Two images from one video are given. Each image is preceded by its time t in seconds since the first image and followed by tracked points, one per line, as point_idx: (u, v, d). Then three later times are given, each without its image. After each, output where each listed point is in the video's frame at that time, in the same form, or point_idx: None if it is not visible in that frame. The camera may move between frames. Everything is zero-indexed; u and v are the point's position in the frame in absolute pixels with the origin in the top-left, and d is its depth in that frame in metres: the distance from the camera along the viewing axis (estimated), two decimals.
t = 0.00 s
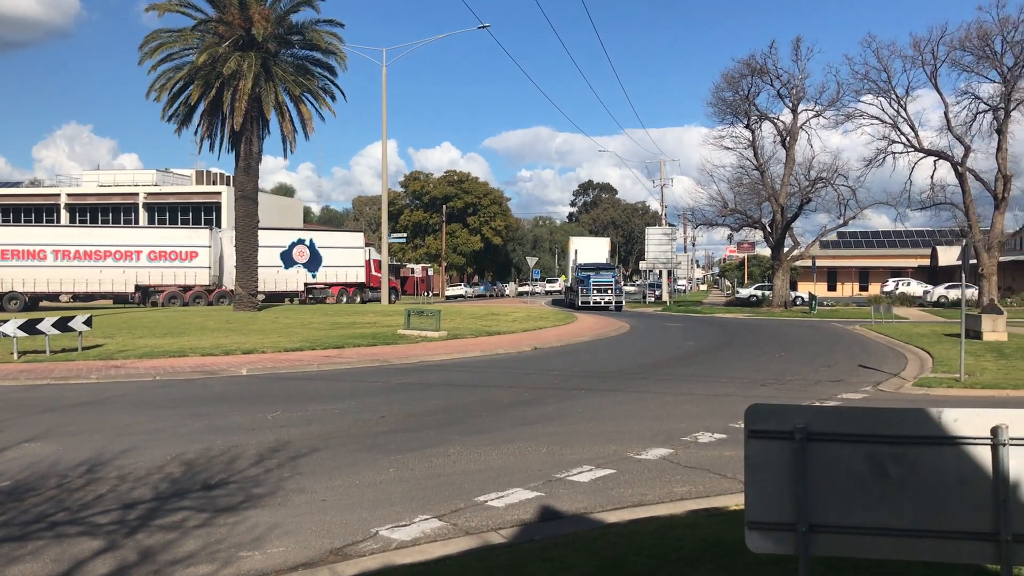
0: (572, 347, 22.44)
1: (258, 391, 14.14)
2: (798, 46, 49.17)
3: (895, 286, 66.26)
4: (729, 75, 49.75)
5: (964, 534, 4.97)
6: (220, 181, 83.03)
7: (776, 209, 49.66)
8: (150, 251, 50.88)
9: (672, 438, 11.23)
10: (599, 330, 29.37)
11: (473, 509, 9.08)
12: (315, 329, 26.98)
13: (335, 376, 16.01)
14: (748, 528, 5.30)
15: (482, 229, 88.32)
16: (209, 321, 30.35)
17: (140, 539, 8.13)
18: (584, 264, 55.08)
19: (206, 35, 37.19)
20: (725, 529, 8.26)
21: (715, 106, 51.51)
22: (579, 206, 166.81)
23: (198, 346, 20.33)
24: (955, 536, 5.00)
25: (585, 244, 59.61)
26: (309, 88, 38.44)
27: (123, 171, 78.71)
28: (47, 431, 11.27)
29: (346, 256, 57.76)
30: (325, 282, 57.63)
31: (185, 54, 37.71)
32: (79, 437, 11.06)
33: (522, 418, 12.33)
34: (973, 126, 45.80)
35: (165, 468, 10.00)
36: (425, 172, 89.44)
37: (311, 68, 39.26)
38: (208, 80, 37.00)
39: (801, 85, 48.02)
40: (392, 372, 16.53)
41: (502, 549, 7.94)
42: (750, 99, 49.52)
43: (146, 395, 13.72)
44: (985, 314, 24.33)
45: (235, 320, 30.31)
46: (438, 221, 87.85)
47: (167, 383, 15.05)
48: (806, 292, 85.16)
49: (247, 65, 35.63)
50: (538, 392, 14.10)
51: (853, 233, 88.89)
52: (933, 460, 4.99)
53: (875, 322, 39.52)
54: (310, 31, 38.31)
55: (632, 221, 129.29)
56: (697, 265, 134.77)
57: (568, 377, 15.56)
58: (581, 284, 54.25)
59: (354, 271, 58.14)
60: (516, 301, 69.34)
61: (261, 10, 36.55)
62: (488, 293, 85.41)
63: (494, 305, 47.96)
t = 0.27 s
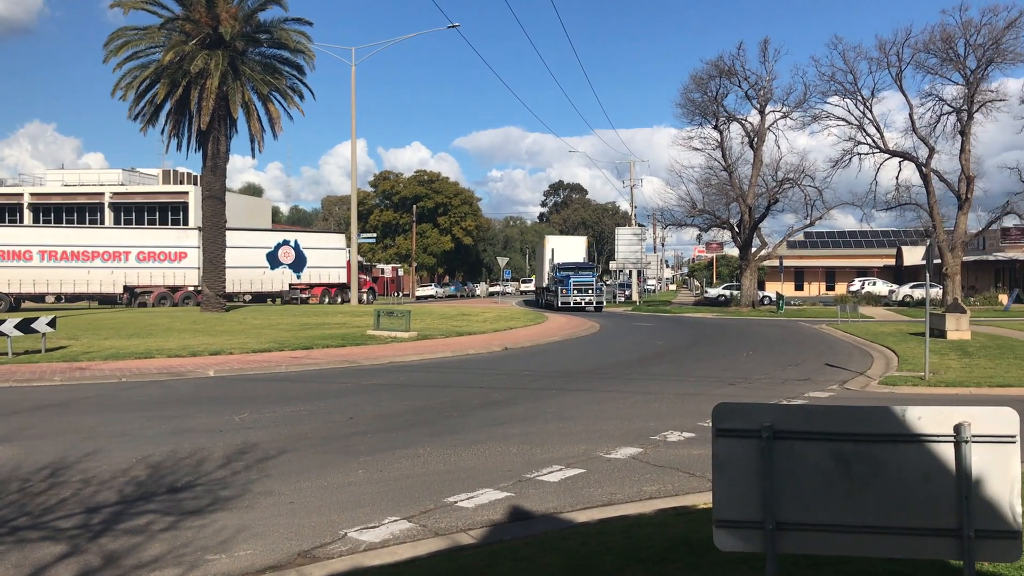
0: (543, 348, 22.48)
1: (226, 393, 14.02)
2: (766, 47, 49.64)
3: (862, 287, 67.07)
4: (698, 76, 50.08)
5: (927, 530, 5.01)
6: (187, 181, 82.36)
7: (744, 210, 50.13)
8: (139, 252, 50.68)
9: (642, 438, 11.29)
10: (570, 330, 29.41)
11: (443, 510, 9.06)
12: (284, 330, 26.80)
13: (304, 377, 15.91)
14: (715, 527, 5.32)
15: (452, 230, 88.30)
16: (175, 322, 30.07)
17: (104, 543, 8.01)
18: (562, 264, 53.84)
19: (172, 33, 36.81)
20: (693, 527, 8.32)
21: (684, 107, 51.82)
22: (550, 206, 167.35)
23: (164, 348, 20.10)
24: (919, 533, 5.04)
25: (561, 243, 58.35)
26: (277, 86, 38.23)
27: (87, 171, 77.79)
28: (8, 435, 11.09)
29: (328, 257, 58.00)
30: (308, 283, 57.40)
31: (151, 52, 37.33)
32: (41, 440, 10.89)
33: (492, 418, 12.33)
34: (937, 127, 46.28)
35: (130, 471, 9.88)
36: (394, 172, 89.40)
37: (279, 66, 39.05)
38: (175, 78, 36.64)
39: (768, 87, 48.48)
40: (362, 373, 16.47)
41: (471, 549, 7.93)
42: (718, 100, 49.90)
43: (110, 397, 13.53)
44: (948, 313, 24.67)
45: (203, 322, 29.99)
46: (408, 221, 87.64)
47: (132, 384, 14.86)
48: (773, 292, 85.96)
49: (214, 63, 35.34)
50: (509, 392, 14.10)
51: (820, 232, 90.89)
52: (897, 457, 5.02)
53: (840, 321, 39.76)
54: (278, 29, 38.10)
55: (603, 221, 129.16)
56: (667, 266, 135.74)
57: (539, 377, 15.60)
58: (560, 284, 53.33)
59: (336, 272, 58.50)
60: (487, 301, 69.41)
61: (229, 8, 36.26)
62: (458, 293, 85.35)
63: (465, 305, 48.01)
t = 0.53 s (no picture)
0: (517, 347, 22.53)
1: (199, 394, 13.93)
2: (739, 48, 50.02)
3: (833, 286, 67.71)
4: (671, 76, 50.31)
5: (898, 527, 4.97)
6: (159, 180, 81.67)
7: (717, 209, 50.43)
8: (132, 252, 50.14)
9: (616, 437, 11.35)
10: (545, 330, 29.47)
11: (417, 510, 9.05)
12: (257, 330, 26.65)
13: (278, 377, 15.84)
14: (687, 524, 5.23)
15: (427, 229, 88.22)
16: (148, 322, 29.76)
17: (74, 546, 7.92)
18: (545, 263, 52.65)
19: (144, 30, 36.43)
20: (666, 525, 8.37)
21: (658, 107, 52.04)
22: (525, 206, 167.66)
23: (135, 348, 19.93)
24: (890, 529, 4.99)
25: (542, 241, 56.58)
26: (250, 85, 38.07)
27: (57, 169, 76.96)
28: None
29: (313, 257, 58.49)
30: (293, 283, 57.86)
31: (122, 49, 36.99)
32: (9, 443, 10.75)
33: (467, 418, 12.34)
34: (907, 128, 46.26)
35: (101, 473, 9.80)
36: (368, 172, 89.21)
37: (252, 65, 38.88)
38: (146, 76, 36.29)
39: (741, 87, 48.80)
40: (337, 373, 16.43)
41: (445, 549, 7.92)
42: (692, 101, 50.16)
43: (81, 399, 13.39)
44: (918, 312, 24.97)
45: (175, 322, 29.71)
46: (383, 221, 87.40)
47: (104, 385, 14.73)
48: (746, 291, 86.66)
49: (186, 61, 35.05)
50: (483, 392, 14.13)
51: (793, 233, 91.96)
52: (869, 455, 4.97)
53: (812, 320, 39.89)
54: (251, 28, 37.94)
55: (577, 221, 129.51)
56: (642, 265, 136.48)
57: (513, 377, 15.63)
58: (546, 283, 52.13)
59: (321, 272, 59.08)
60: (462, 301, 69.40)
61: (201, 6, 35.97)
62: (433, 293, 85.28)
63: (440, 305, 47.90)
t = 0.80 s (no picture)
0: (495, 347, 22.56)
1: (174, 394, 13.83)
2: (714, 50, 50.43)
3: (808, 286, 68.23)
4: (648, 77, 50.56)
5: (874, 525, 5.04)
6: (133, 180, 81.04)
7: (694, 209, 50.84)
8: (128, 252, 49.61)
9: (594, 436, 11.39)
10: (523, 330, 29.44)
11: (394, 511, 9.02)
12: (232, 331, 26.51)
13: (254, 378, 15.76)
14: (663, 523, 5.28)
15: (405, 229, 88.08)
16: (123, 323, 29.43)
17: (46, 550, 7.82)
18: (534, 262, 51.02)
19: (118, 28, 36.14)
20: (644, 523, 8.39)
21: (635, 108, 52.28)
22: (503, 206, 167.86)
23: (110, 349, 19.77)
24: (866, 527, 5.06)
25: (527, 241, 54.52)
26: (226, 84, 37.99)
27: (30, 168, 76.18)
28: None
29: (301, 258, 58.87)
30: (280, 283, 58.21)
31: (96, 47, 36.73)
32: None
33: (444, 418, 12.35)
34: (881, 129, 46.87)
35: (74, 475, 9.71)
36: (345, 171, 88.95)
37: (228, 64, 38.78)
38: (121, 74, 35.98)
39: (718, 88, 49.12)
40: (314, 373, 16.38)
41: (422, 549, 7.89)
42: (668, 101, 50.43)
43: (53, 400, 13.25)
44: (892, 311, 25.22)
45: (150, 322, 29.47)
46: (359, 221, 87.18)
47: (77, 386, 14.61)
48: (723, 291, 87.22)
49: (162, 60, 34.80)
50: (460, 391, 14.13)
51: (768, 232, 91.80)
52: (842, 453, 5.04)
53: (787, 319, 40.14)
54: (227, 27, 37.86)
55: (555, 221, 130.02)
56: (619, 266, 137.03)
57: (490, 377, 15.64)
58: (537, 283, 50.35)
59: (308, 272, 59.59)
60: (439, 300, 69.36)
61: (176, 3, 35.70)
62: (410, 293, 85.24)
63: (417, 305, 47.84)
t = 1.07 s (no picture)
0: (474, 347, 22.58)
1: (150, 395, 13.72)
2: (692, 51, 50.77)
3: (784, 285, 68.61)
4: (626, 78, 50.71)
5: (847, 522, 5.25)
6: (108, 179, 80.30)
7: (672, 209, 51.10)
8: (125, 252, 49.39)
9: (572, 435, 11.44)
10: (503, 330, 29.37)
11: (373, 511, 9.01)
12: (208, 331, 26.34)
13: (231, 378, 15.66)
14: (642, 521, 5.46)
15: (384, 229, 87.90)
16: (98, 323, 29.04)
17: (19, 552, 7.73)
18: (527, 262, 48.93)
19: (93, 26, 35.83)
20: (622, 522, 8.44)
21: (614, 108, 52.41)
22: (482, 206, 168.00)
23: (84, 349, 19.58)
24: (840, 525, 5.27)
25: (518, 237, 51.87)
26: (202, 83, 37.82)
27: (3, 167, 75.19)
28: None
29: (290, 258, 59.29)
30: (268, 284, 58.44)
31: (71, 45, 36.41)
32: None
33: (422, 418, 12.35)
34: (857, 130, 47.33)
35: (48, 476, 9.62)
36: (323, 170, 88.41)
37: (204, 63, 38.57)
38: (96, 72, 35.64)
39: (695, 88, 49.39)
40: (291, 374, 16.33)
41: (400, 549, 7.88)
42: (647, 102, 50.62)
43: (25, 401, 13.10)
44: (867, 310, 25.46)
45: (126, 322, 29.20)
46: (338, 220, 86.79)
47: (51, 387, 14.44)
48: (700, 291, 87.53)
49: (138, 58, 34.52)
50: (439, 392, 14.13)
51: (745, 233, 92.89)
52: (818, 451, 5.25)
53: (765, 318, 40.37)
54: (203, 25, 37.68)
55: (534, 220, 130.44)
56: (599, 266, 137.58)
57: (469, 377, 15.62)
58: (532, 283, 48.22)
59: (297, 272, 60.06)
60: (419, 300, 69.27)
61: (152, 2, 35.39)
62: (389, 292, 85.22)
63: (398, 305, 47.74)
